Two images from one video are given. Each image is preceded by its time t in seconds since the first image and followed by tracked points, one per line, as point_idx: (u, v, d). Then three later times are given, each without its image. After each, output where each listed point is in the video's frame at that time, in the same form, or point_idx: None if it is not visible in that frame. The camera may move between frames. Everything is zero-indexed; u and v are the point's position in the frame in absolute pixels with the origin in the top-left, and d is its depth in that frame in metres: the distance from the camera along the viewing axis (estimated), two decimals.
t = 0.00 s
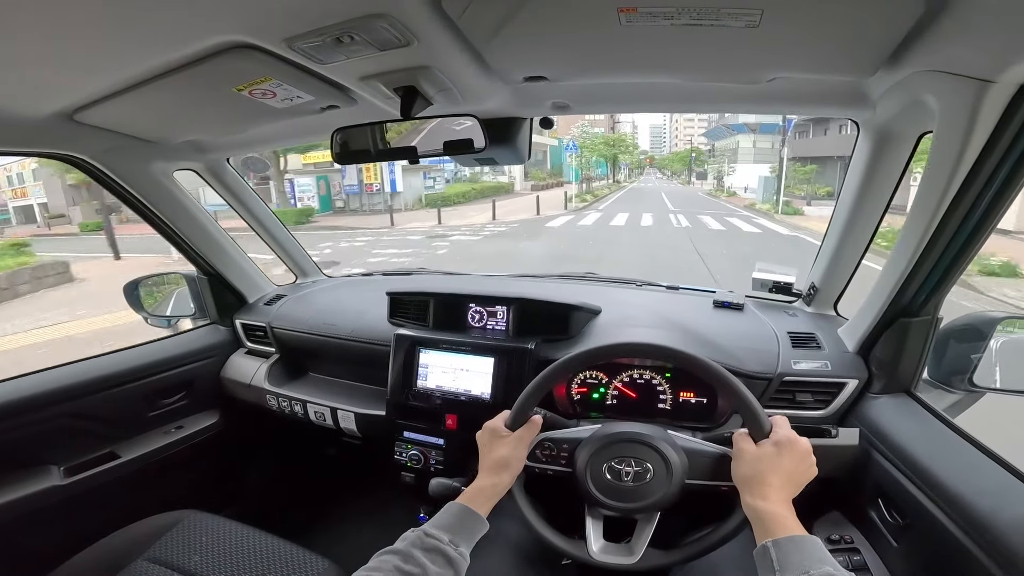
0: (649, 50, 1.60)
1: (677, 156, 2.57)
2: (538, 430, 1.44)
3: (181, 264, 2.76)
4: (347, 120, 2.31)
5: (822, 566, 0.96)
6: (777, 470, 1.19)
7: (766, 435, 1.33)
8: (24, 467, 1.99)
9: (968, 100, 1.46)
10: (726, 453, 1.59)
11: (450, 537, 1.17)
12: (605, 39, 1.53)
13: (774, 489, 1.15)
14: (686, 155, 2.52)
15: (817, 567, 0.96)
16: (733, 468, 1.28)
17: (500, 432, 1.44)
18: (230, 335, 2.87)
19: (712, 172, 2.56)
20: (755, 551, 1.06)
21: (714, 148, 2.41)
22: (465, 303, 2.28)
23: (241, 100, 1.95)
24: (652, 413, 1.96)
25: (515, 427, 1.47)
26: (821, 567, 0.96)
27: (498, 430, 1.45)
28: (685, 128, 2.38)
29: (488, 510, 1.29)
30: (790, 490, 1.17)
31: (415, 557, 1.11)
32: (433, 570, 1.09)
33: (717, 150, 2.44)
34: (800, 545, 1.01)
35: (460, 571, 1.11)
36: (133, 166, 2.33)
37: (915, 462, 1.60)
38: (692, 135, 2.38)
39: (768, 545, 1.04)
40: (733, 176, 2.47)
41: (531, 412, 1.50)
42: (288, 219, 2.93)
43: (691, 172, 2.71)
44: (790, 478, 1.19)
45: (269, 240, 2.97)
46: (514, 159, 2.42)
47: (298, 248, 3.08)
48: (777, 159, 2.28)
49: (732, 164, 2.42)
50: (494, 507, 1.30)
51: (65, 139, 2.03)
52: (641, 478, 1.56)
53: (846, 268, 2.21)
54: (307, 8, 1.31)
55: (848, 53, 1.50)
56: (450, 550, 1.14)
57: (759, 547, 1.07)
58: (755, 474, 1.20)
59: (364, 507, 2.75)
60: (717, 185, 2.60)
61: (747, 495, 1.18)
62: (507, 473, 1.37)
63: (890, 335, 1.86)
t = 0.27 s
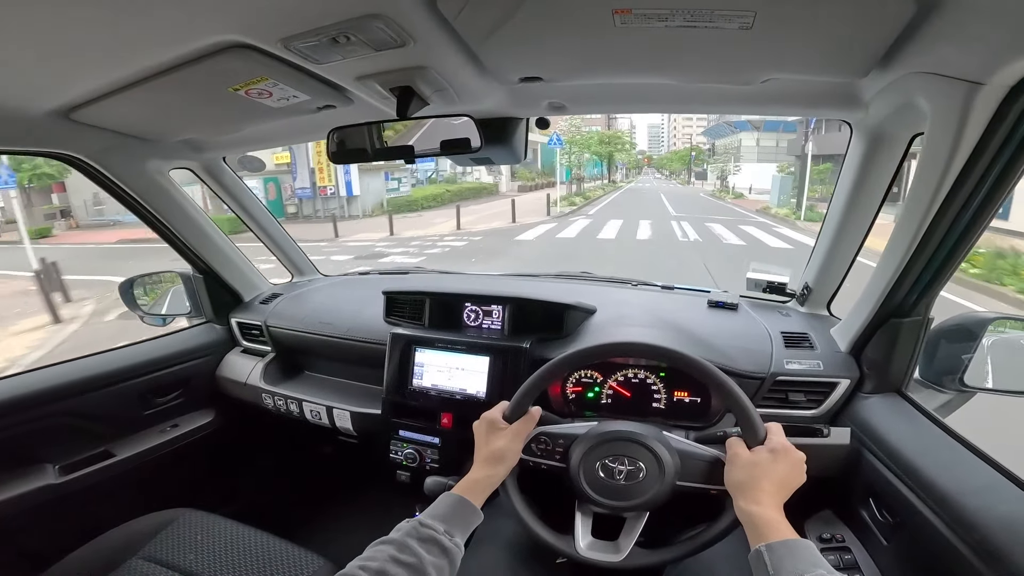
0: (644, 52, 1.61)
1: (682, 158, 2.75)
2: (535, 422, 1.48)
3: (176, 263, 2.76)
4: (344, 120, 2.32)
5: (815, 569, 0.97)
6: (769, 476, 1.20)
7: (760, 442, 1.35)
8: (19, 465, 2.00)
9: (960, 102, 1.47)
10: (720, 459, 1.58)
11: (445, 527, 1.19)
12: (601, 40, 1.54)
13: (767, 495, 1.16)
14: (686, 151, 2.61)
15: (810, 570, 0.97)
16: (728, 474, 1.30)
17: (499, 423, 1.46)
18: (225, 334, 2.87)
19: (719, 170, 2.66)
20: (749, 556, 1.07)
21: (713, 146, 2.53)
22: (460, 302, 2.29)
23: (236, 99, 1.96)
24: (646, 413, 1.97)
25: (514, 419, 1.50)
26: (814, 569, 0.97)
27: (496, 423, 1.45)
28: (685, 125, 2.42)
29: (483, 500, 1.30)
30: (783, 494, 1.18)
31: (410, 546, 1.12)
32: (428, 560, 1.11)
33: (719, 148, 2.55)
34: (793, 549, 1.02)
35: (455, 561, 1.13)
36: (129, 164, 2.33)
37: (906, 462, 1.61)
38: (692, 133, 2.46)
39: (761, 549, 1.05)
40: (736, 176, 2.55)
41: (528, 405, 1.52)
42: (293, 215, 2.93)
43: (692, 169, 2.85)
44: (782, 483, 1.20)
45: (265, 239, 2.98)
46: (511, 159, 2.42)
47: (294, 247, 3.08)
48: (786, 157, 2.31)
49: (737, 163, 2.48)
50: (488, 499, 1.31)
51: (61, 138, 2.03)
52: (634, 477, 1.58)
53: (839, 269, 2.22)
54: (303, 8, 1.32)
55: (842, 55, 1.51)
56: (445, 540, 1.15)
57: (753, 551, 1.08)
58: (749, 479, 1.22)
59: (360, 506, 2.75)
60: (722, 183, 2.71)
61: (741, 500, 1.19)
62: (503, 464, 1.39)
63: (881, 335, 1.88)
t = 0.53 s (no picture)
0: (636, 47, 1.60)
1: (681, 155, 2.65)
2: (530, 419, 1.46)
3: (172, 261, 2.76)
4: (338, 117, 2.31)
5: (809, 571, 0.97)
6: (762, 475, 1.19)
7: (755, 442, 1.34)
8: (15, 464, 2.00)
9: (953, 97, 1.45)
10: (714, 458, 1.58)
11: (440, 523, 1.19)
12: (592, 36, 1.53)
13: (761, 494, 1.16)
14: (687, 150, 2.58)
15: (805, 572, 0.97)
16: (721, 472, 1.29)
17: (494, 420, 1.46)
18: (222, 332, 2.88)
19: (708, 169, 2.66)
20: (743, 555, 1.07)
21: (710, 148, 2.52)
22: (456, 299, 2.29)
23: (229, 97, 1.95)
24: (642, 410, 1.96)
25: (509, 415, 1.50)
26: (807, 571, 0.98)
27: (491, 419, 1.45)
28: (685, 123, 2.42)
29: (478, 497, 1.30)
30: (776, 494, 1.17)
31: (404, 543, 1.12)
32: (423, 556, 1.11)
33: (718, 146, 2.49)
34: (788, 550, 1.02)
35: (450, 558, 1.13)
36: (124, 163, 2.33)
37: (901, 459, 1.61)
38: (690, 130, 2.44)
39: (756, 550, 1.05)
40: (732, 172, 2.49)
41: (524, 401, 1.52)
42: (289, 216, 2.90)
43: (691, 170, 2.75)
44: (774, 482, 1.19)
45: (261, 237, 2.98)
46: (506, 155, 2.40)
47: (291, 245, 3.08)
48: (796, 154, 2.24)
49: (746, 161, 2.39)
50: (483, 496, 1.30)
51: (55, 137, 2.03)
52: (628, 475, 1.57)
53: (835, 264, 2.22)
54: (292, 6, 1.31)
55: (834, 49, 1.50)
56: (440, 537, 1.15)
57: (747, 551, 1.07)
58: (743, 477, 1.21)
59: (358, 504, 2.76)
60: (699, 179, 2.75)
61: (734, 499, 1.19)
62: (496, 460, 1.37)
63: (877, 331, 1.87)
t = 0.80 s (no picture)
0: (633, 48, 1.60)
1: (682, 155, 2.64)
2: (529, 419, 1.49)
3: (172, 263, 2.77)
4: (337, 119, 2.32)
5: (804, 568, 0.98)
6: (759, 473, 1.20)
7: (752, 438, 1.34)
8: (15, 465, 2.01)
9: (948, 97, 1.46)
10: (711, 454, 1.60)
11: (439, 524, 1.19)
12: (590, 37, 1.54)
13: (757, 493, 1.17)
14: (686, 150, 2.58)
15: (799, 569, 0.98)
16: (718, 471, 1.30)
17: (492, 420, 1.46)
18: (221, 333, 2.88)
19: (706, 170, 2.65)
20: (741, 553, 1.08)
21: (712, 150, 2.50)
22: (455, 299, 2.30)
23: (228, 99, 1.96)
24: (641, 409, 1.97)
25: (508, 415, 1.51)
26: (803, 568, 0.98)
27: (489, 420, 1.46)
28: (682, 124, 2.42)
29: (478, 497, 1.31)
30: (773, 492, 1.18)
31: (404, 544, 1.13)
32: (422, 556, 1.11)
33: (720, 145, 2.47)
34: (784, 548, 1.03)
35: (449, 558, 1.14)
36: (123, 165, 2.34)
37: (898, 458, 1.61)
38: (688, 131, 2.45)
39: (752, 548, 1.06)
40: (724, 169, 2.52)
41: (523, 401, 1.52)
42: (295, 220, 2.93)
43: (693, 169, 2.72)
44: (772, 481, 1.20)
45: (261, 239, 2.99)
46: (504, 156, 2.41)
47: (291, 247, 3.08)
48: (807, 154, 2.23)
49: (755, 162, 2.36)
50: (481, 497, 1.31)
51: (54, 139, 2.04)
52: (626, 474, 1.58)
53: (832, 264, 2.22)
54: (291, 9, 1.32)
55: (830, 50, 1.51)
56: (440, 537, 1.16)
57: (744, 549, 1.08)
58: (740, 477, 1.22)
59: (357, 504, 2.77)
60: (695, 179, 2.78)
61: (731, 499, 1.20)
62: (496, 461, 1.38)
63: (874, 330, 1.88)
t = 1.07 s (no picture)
0: (630, 46, 1.59)
1: (683, 155, 2.62)
2: (526, 420, 1.47)
3: (169, 264, 2.76)
4: (333, 119, 2.31)
5: (804, 567, 0.97)
6: (757, 472, 1.19)
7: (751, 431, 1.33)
8: (13, 468, 2.00)
9: (946, 93, 1.45)
10: (711, 454, 1.59)
11: (437, 525, 1.19)
12: (586, 35, 1.53)
13: (755, 492, 1.16)
14: (686, 148, 2.55)
15: (799, 568, 0.97)
16: (715, 471, 1.29)
17: (490, 421, 1.45)
18: (219, 334, 2.87)
19: (707, 169, 2.64)
20: (741, 553, 1.07)
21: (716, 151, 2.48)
22: (453, 299, 2.29)
23: (224, 99, 1.95)
24: (640, 409, 1.96)
25: (505, 415, 1.49)
26: (803, 567, 0.97)
27: (487, 420, 1.45)
28: (681, 122, 2.39)
29: (476, 499, 1.30)
30: (772, 491, 1.17)
31: (401, 546, 1.12)
32: (419, 558, 1.11)
33: (722, 143, 2.46)
34: (783, 546, 1.02)
35: (447, 560, 1.13)
36: (119, 166, 2.34)
37: (899, 457, 1.60)
38: (686, 131, 2.42)
39: (752, 547, 1.05)
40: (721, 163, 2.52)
41: (522, 400, 1.50)
42: (299, 221, 2.95)
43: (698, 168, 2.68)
44: (770, 479, 1.19)
45: (258, 240, 2.98)
46: (501, 156, 2.42)
47: (289, 247, 3.08)
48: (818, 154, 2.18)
49: (766, 161, 2.30)
50: (480, 498, 1.31)
51: (50, 140, 2.03)
52: (626, 473, 1.57)
53: (830, 262, 2.21)
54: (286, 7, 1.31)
55: (827, 46, 1.50)
56: (437, 539, 1.15)
57: (744, 548, 1.07)
58: (737, 476, 1.21)
59: (356, 506, 2.76)
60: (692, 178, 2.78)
61: (729, 499, 1.19)
62: (494, 463, 1.37)
63: (873, 328, 1.87)
